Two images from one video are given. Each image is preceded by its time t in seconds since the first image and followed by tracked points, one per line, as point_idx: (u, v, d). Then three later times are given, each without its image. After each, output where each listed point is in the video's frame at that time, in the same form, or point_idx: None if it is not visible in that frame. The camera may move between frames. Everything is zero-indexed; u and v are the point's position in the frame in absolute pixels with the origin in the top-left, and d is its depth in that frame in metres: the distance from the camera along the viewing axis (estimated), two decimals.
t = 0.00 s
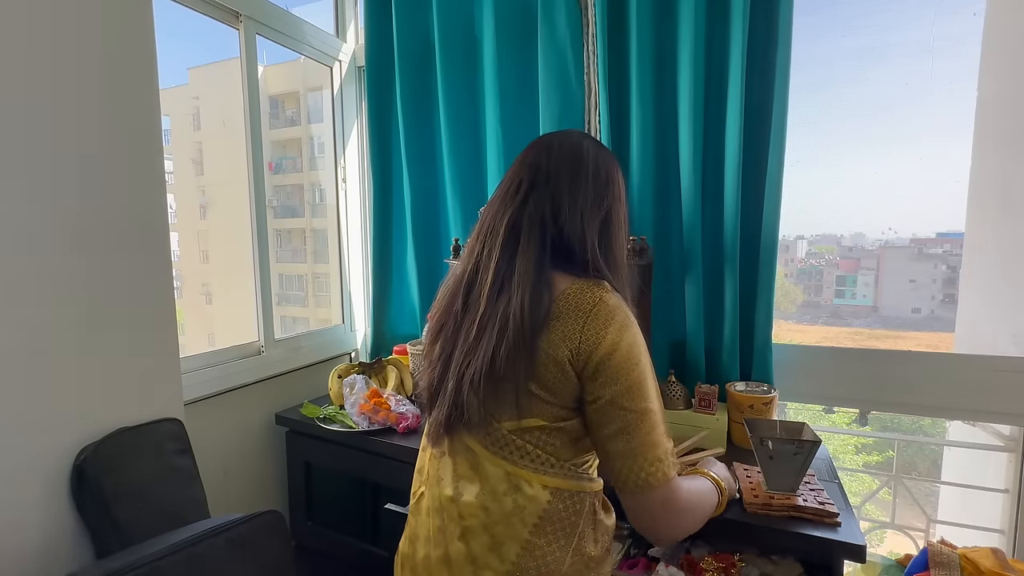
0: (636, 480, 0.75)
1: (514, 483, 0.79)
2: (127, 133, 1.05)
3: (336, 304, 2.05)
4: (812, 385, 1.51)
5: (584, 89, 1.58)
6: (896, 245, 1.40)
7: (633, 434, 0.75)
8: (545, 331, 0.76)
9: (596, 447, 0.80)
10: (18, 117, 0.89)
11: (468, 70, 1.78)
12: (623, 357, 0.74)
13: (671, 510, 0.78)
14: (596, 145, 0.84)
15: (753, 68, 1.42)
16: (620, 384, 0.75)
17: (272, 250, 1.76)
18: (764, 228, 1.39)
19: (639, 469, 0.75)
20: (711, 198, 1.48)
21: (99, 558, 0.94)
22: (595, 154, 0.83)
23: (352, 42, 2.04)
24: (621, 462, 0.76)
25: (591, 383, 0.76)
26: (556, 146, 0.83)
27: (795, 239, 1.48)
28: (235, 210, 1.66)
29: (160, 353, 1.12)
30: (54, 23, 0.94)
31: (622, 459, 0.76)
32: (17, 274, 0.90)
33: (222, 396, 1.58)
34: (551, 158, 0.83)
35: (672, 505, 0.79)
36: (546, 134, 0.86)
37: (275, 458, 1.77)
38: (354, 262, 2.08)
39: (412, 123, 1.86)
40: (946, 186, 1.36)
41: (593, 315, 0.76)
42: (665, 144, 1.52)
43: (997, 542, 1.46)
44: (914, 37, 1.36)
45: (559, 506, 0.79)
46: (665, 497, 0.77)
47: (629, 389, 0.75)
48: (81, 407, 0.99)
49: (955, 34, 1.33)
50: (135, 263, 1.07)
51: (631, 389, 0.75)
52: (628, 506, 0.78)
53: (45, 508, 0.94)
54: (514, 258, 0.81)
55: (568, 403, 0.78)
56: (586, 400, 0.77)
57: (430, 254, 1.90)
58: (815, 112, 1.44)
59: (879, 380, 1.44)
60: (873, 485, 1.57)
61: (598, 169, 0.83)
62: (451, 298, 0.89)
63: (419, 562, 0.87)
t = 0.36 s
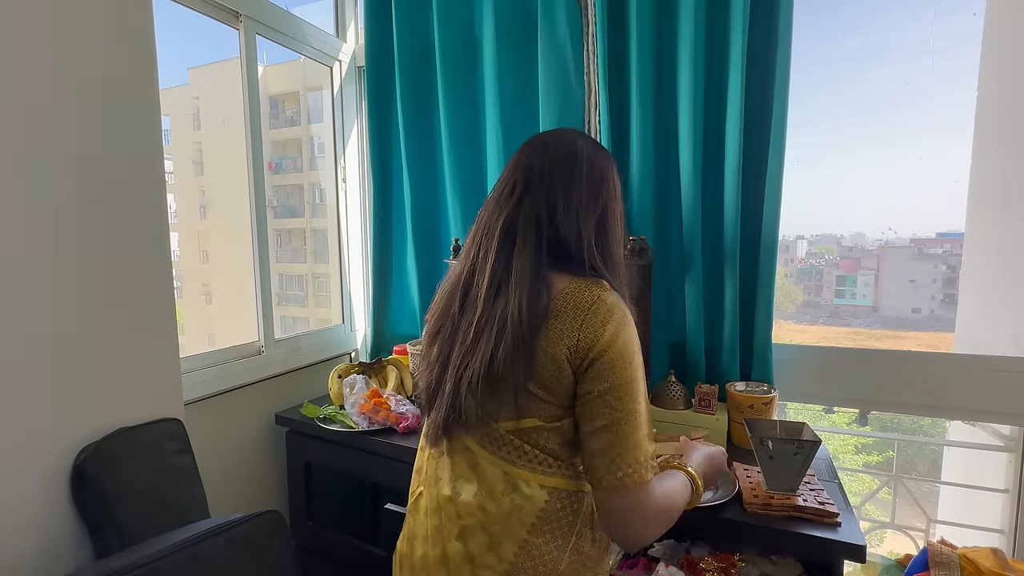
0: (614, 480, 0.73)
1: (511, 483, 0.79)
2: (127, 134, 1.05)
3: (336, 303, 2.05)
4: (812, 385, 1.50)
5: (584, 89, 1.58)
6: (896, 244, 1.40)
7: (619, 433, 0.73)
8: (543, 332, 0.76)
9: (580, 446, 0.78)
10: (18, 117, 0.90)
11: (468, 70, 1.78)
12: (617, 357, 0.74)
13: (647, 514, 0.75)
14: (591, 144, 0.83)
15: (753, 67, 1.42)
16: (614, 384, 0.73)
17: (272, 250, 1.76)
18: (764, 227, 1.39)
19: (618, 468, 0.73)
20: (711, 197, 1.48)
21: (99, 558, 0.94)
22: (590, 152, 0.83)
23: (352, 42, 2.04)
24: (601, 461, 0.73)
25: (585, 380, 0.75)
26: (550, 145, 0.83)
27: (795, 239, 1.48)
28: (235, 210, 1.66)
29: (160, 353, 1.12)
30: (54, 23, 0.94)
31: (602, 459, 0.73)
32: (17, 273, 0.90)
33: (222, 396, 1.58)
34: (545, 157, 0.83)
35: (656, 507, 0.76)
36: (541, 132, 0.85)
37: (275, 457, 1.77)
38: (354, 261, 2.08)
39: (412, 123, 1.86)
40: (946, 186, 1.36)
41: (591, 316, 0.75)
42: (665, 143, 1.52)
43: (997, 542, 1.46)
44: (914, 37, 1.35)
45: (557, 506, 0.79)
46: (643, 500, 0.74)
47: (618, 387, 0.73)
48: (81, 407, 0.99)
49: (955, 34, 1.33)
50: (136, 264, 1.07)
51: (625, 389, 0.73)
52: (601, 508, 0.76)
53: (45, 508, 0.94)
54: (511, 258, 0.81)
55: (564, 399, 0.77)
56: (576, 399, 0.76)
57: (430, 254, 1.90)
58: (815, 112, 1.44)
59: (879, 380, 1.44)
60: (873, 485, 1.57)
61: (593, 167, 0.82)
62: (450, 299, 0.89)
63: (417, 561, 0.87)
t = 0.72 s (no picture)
0: (715, 452, 0.73)
1: (518, 483, 0.79)
2: (127, 134, 1.05)
3: (336, 303, 2.05)
4: (812, 385, 1.50)
5: (584, 89, 1.58)
6: (895, 244, 1.40)
7: (693, 415, 0.73)
8: (556, 335, 0.76)
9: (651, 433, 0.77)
10: (17, 117, 0.90)
11: (468, 70, 1.78)
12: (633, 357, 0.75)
13: (766, 466, 0.74)
14: (593, 141, 0.84)
15: (753, 68, 1.42)
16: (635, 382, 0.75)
17: (272, 250, 1.76)
18: (764, 228, 1.39)
19: (709, 445, 0.73)
20: (711, 197, 1.48)
21: (99, 558, 0.94)
22: (592, 150, 0.83)
23: (352, 42, 2.04)
24: (696, 443, 0.74)
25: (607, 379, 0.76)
26: (553, 149, 0.83)
27: (795, 239, 1.48)
28: (235, 210, 1.66)
29: (160, 353, 1.12)
30: (54, 23, 0.94)
31: (695, 439, 0.73)
32: (17, 273, 0.90)
33: (222, 396, 1.58)
34: (549, 159, 0.83)
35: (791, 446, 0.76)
36: (543, 135, 0.86)
37: (275, 457, 1.77)
38: (354, 261, 2.08)
39: (412, 123, 1.86)
40: (946, 186, 1.36)
41: (608, 321, 0.76)
42: (665, 142, 1.52)
43: (997, 542, 1.46)
44: (914, 37, 1.36)
45: (561, 507, 0.79)
46: (762, 452, 0.74)
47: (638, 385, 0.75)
48: (80, 407, 0.99)
49: (955, 34, 1.33)
50: (135, 265, 1.07)
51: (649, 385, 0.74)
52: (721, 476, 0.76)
53: (45, 508, 0.94)
54: (519, 262, 0.81)
55: (580, 406, 0.79)
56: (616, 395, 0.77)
57: (430, 254, 1.90)
58: (815, 112, 1.44)
59: (878, 381, 1.44)
60: (873, 485, 1.57)
61: (596, 169, 0.82)
62: (456, 305, 0.89)
63: (419, 561, 0.87)
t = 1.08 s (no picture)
0: (745, 429, 0.73)
1: (530, 483, 0.79)
2: (127, 134, 1.05)
3: (336, 303, 2.05)
4: (812, 384, 1.50)
5: (584, 90, 1.58)
6: (895, 245, 1.40)
7: (718, 399, 0.73)
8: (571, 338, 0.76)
9: (676, 424, 0.77)
10: (18, 117, 0.90)
11: (469, 70, 1.78)
12: (649, 360, 0.75)
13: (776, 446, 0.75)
14: (605, 142, 0.84)
15: (753, 68, 1.42)
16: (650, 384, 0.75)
17: (272, 250, 1.76)
18: (764, 228, 1.39)
19: (738, 424, 0.73)
20: (711, 197, 1.48)
21: (99, 558, 0.94)
22: (605, 151, 0.83)
23: (352, 42, 2.04)
24: (724, 425, 0.73)
25: (624, 379, 0.77)
26: (565, 152, 0.83)
27: (795, 239, 1.48)
28: (235, 211, 1.66)
29: (160, 354, 1.12)
30: (54, 23, 0.94)
31: (723, 421, 0.73)
32: (17, 274, 0.90)
33: (222, 396, 1.58)
34: (562, 162, 0.83)
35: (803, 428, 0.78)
36: (555, 138, 0.86)
37: (275, 457, 1.77)
38: (354, 261, 2.08)
39: (412, 123, 1.86)
40: (946, 186, 1.36)
41: (624, 323, 0.76)
42: (665, 142, 1.52)
43: (997, 542, 1.46)
44: (915, 37, 1.35)
45: (569, 508, 0.79)
46: (784, 427, 0.76)
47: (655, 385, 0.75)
48: (80, 407, 0.99)
49: (955, 34, 1.33)
50: (135, 265, 1.07)
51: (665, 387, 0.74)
52: (750, 457, 0.76)
53: (44, 508, 0.94)
54: (533, 265, 0.81)
55: (594, 407, 0.79)
56: (635, 393, 0.77)
57: (430, 254, 1.90)
58: (815, 112, 1.44)
59: (878, 380, 1.44)
60: (873, 485, 1.57)
61: (609, 172, 0.82)
62: (467, 307, 0.89)
63: (424, 561, 0.87)
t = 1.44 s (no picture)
0: (688, 481, 0.73)
1: (526, 483, 0.79)
2: (129, 134, 1.05)
3: (336, 303, 2.05)
4: (812, 384, 1.50)
5: (584, 90, 1.58)
6: (895, 244, 1.40)
7: (677, 436, 0.73)
8: (566, 339, 0.76)
9: (633, 449, 0.78)
10: (19, 117, 0.90)
11: (469, 70, 1.78)
12: (643, 364, 0.74)
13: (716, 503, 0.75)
14: (605, 142, 0.83)
15: (753, 68, 1.42)
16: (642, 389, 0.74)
17: (272, 250, 1.76)
18: (764, 228, 1.39)
19: (687, 474, 0.73)
20: (711, 197, 1.48)
21: (99, 558, 0.94)
22: (604, 151, 0.83)
23: (352, 42, 2.04)
24: (668, 464, 0.74)
25: (613, 385, 0.76)
26: (564, 151, 0.83)
27: (795, 239, 1.48)
28: (235, 210, 1.66)
29: (160, 353, 1.12)
30: (54, 23, 0.94)
31: (669, 462, 0.74)
32: (17, 273, 0.90)
33: (222, 396, 1.58)
34: (561, 161, 0.83)
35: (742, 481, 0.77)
36: (555, 136, 0.86)
37: (275, 457, 1.77)
38: (354, 261, 2.08)
39: (412, 123, 1.86)
40: (945, 186, 1.36)
41: (619, 325, 0.76)
42: (665, 142, 1.52)
43: (997, 542, 1.46)
44: (915, 36, 1.35)
45: (568, 508, 0.79)
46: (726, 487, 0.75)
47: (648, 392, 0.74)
48: (80, 407, 0.99)
49: (956, 34, 1.33)
50: (135, 265, 1.07)
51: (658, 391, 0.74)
52: (680, 505, 0.76)
53: (44, 508, 0.94)
54: (530, 265, 0.81)
55: (586, 408, 0.78)
56: (618, 403, 0.77)
57: (430, 254, 1.90)
58: (815, 112, 1.44)
59: (878, 380, 1.44)
60: (873, 485, 1.57)
61: (608, 171, 0.82)
62: (465, 306, 0.89)
63: (423, 560, 0.87)
